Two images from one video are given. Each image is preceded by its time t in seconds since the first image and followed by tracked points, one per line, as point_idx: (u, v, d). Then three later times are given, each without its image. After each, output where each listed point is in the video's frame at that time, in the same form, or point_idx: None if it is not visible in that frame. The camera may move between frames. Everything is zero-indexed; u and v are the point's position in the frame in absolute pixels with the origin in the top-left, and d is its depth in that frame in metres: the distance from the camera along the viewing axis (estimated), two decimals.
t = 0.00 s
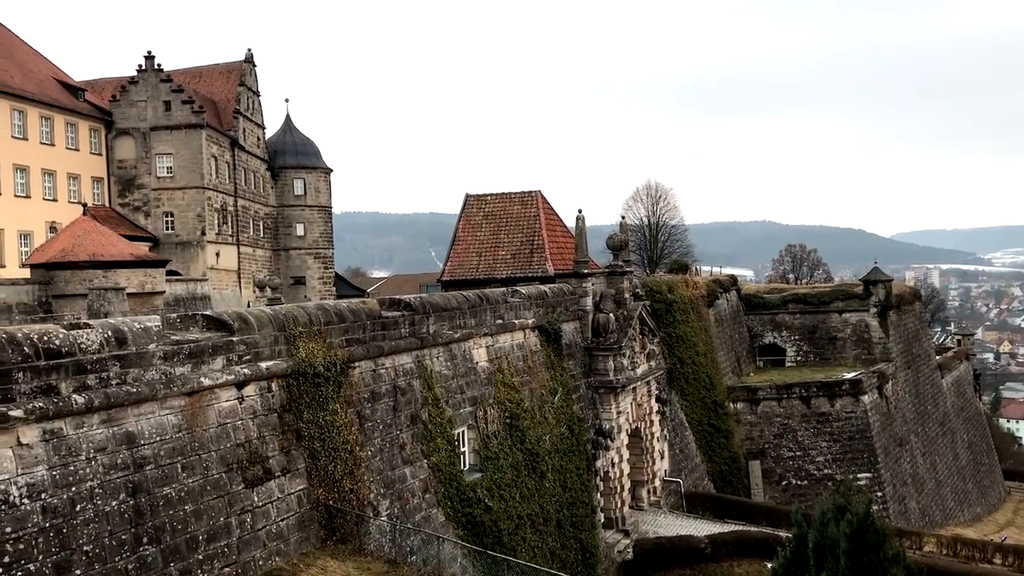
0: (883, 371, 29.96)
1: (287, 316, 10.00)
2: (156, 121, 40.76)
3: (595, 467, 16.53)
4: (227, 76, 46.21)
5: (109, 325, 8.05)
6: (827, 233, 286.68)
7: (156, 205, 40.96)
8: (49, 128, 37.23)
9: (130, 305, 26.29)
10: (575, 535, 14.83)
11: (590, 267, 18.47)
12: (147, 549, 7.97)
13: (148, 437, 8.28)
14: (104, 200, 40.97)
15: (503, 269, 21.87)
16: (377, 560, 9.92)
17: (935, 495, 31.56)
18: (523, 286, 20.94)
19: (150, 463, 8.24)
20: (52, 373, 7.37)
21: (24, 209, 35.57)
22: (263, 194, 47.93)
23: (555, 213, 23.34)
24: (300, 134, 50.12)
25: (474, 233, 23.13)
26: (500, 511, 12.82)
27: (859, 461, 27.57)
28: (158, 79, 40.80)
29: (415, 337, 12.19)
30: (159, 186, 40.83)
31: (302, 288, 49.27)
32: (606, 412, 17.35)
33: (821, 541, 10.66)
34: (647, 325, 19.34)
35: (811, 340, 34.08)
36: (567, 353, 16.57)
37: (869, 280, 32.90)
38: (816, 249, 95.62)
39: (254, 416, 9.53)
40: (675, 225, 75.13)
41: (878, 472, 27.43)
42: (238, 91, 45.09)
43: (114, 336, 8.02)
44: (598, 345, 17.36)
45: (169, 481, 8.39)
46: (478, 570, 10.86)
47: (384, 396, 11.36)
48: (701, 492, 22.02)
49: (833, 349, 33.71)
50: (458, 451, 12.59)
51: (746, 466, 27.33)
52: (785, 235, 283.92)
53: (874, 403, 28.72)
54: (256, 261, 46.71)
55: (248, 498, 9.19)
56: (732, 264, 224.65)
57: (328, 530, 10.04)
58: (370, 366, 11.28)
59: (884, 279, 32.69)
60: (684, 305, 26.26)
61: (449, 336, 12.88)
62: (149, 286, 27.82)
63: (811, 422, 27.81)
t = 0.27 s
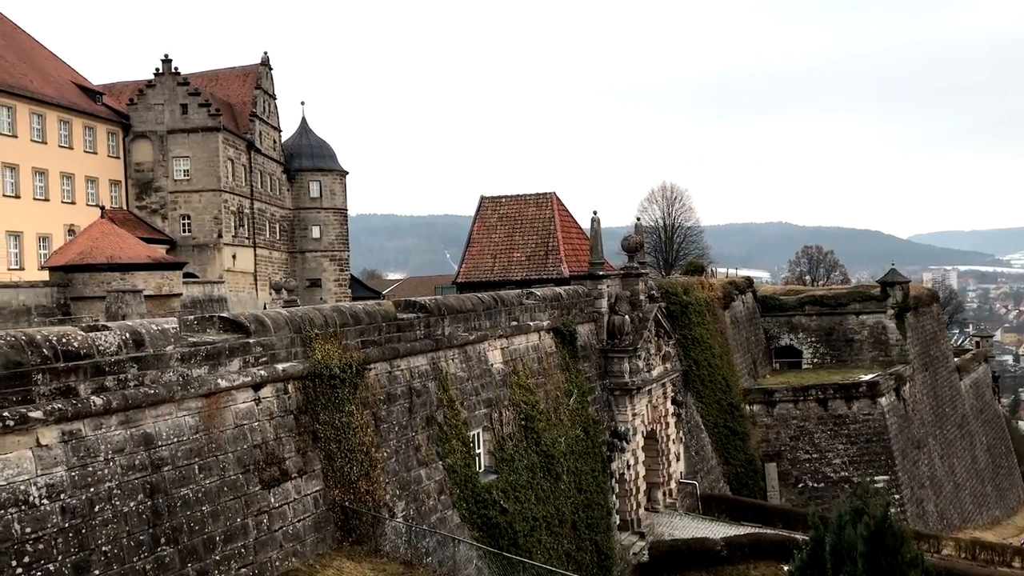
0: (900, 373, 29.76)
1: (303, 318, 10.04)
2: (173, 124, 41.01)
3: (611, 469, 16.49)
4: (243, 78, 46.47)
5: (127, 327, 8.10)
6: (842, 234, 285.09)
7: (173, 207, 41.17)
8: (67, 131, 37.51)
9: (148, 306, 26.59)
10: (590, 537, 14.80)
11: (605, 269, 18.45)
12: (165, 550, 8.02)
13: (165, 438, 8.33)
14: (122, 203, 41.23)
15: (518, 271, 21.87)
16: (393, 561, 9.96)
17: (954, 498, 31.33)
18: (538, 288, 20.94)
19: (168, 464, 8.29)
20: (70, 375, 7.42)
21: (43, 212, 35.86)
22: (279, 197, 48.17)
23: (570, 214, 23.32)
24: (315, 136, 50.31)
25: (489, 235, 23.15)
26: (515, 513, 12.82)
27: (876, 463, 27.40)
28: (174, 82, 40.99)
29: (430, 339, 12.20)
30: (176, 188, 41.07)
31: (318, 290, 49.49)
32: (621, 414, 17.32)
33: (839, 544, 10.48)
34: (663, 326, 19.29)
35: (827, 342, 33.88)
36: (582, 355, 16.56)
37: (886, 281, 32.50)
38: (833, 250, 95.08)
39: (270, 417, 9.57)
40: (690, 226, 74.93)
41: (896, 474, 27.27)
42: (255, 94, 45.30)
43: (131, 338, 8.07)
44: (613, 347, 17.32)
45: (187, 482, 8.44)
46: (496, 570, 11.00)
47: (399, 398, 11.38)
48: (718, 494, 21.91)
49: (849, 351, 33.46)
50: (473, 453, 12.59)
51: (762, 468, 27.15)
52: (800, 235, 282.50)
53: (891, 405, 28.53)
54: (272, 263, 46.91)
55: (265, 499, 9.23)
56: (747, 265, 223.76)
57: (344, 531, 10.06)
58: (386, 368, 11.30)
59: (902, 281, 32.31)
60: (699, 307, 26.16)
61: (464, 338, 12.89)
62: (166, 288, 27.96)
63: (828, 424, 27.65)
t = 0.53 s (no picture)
0: (917, 375, 29.58)
1: (319, 320, 10.07)
2: (190, 127, 41.27)
3: (626, 471, 16.47)
4: (259, 82, 46.72)
5: (144, 329, 8.15)
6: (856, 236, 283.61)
7: (190, 210, 41.37)
8: (85, 135, 37.80)
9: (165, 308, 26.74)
10: (606, 540, 14.77)
11: (620, 271, 18.46)
12: (181, 551, 8.05)
13: (182, 440, 8.36)
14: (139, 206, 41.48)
15: (532, 274, 21.87)
16: (408, 563, 9.98)
17: (972, 502, 31.12)
18: (553, 290, 20.94)
19: (184, 466, 8.33)
20: (88, 377, 7.47)
21: (61, 215, 36.17)
22: (295, 200, 48.39)
23: (585, 216, 23.31)
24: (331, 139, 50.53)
25: (503, 237, 23.16)
26: (530, 515, 12.80)
27: (893, 467, 27.32)
28: (191, 86, 41.28)
29: (445, 341, 12.21)
30: (193, 192, 41.31)
31: (333, 292, 49.70)
32: (636, 417, 17.30)
33: (855, 548, 10.52)
34: (678, 329, 19.24)
35: (844, 344, 33.73)
36: (597, 357, 16.53)
37: (903, 283, 32.47)
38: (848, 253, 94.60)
39: (286, 419, 9.60)
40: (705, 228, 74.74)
41: (913, 478, 27.11)
42: (271, 98, 45.56)
43: (149, 341, 8.11)
44: (628, 349, 17.31)
45: (203, 484, 8.47)
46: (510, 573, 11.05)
47: (414, 400, 11.39)
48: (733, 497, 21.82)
49: (866, 353, 33.34)
50: (488, 455, 12.59)
51: (778, 471, 27.03)
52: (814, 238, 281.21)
53: (908, 408, 28.36)
54: (288, 266, 47.11)
55: (280, 500, 9.25)
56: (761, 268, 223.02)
57: (359, 533, 10.07)
58: (400, 370, 11.31)
59: (918, 283, 32.38)
60: (715, 309, 26.05)
61: (479, 340, 12.89)
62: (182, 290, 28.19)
63: (844, 427, 27.52)
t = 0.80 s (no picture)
0: (934, 380, 29.36)
1: (334, 323, 10.11)
2: (206, 131, 41.52)
3: (640, 475, 16.42)
4: (276, 86, 46.95)
5: (162, 332, 8.20)
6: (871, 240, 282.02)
7: (207, 214, 41.61)
8: (103, 139, 38.10)
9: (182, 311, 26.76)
10: (620, 544, 14.72)
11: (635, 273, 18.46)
12: (198, 553, 8.09)
13: (198, 442, 8.40)
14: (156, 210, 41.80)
15: (547, 277, 21.85)
16: (423, 567, 10.03)
17: (990, 507, 30.85)
18: (568, 293, 20.91)
19: (201, 468, 8.37)
20: (106, 379, 7.52)
21: (79, 219, 36.47)
22: (311, 203, 48.59)
23: (600, 220, 23.31)
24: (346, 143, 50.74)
25: (518, 240, 23.18)
26: (545, 518, 12.78)
27: (910, 472, 27.14)
28: (208, 90, 41.55)
29: (460, 344, 12.22)
30: (210, 195, 41.50)
31: (348, 295, 49.85)
32: (651, 420, 17.27)
33: (872, 553, 10.36)
34: (693, 332, 19.20)
35: (861, 348, 33.54)
36: (611, 360, 16.51)
37: (920, 286, 32.33)
38: (865, 256, 94.06)
39: (302, 421, 9.63)
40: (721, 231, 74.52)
41: (931, 483, 26.93)
42: (287, 102, 45.79)
43: (166, 343, 8.16)
44: (643, 352, 17.28)
45: (220, 486, 8.51)
46: None
47: (429, 403, 11.40)
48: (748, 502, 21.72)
49: (883, 357, 33.14)
50: (502, 458, 12.59)
51: (794, 475, 26.92)
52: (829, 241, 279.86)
53: (926, 413, 28.15)
54: (304, 269, 47.28)
55: (296, 502, 9.27)
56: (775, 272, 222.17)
57: (375, 536, 10.08)
58: (415, 373, 11.33)
59: (936, 287, 32.12)
60: (731, 313, 25.95)
61: (493, 343, 12.90)
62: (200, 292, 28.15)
63: (861, 431, 27.36)
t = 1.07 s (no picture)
0: (953, 384, 29.14)
1: (350, 326, 10.15)
2: (224, 135, 41.75)
3: (655, 479, 16.38)
4: (292, 90, 47.16)
5: (179, 334, 8.26)
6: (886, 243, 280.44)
7: (224, 217, 41.84)
8: (121, 143, 38.36)
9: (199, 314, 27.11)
10: (635, 548, 14.68)
11: (650, 277, 18.44)
12: (214, 555, 8.13)
13: (215, 444, 8.45)
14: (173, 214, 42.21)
15: (562, 280, 21.85)
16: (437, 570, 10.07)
17: (1009, 513, 30.58)
18: (583, 296, 20.90)
19: (217, 470, 8.41)
20: (124, 381, 7.57)
21: (98, 222, 36.72)
22: (327, 207, 48.80)
23: (615, 223, 23.28)
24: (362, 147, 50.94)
25: (533, 243, 23.18)
26: (560, 522, 12.77)
27: (927, 476, 26.94)
28: (225, 94, 41.74)
29: (475, 347, 12.23)
30: (227, 200, 41.68)
31: (364, 298, 50.01)
32: (667, 424, 17.23)
33: (889, 558, 10.21)
34: (709, 336, 19.14)
35: (877, 352, 33.35)
36: (627, 364, 16.47)
37: (938, 290, 32.19)
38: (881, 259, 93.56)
39: (317, 424, 9.66)
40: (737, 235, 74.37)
41: (948, 488, 26.71)
42: (303, 106, 46.00)
43: (183, 346, 8.22)
44: (659, 356, 17.23)
45: (236, 488, 8.55)
46: None
47: (444, 406, 11.42)
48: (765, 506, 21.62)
49: (900, 361, 32.95)
50: (517, 462, 12.58)
51: (810, 479, 26.78)
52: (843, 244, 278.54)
53: (944, 417, 27.93)
54: (320, 272, 47.44)
55: (312, 505, 9.30)
56: (790, 275, 221.28)
57: (390, 539, 10.11)
58: (431, 376, 11.35)
59: (954, 290, 32.01)
60: (746, 316, 25.84)
61: (508, 347, 12.90)
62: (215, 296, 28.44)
63: (878, 435, 27.20)
